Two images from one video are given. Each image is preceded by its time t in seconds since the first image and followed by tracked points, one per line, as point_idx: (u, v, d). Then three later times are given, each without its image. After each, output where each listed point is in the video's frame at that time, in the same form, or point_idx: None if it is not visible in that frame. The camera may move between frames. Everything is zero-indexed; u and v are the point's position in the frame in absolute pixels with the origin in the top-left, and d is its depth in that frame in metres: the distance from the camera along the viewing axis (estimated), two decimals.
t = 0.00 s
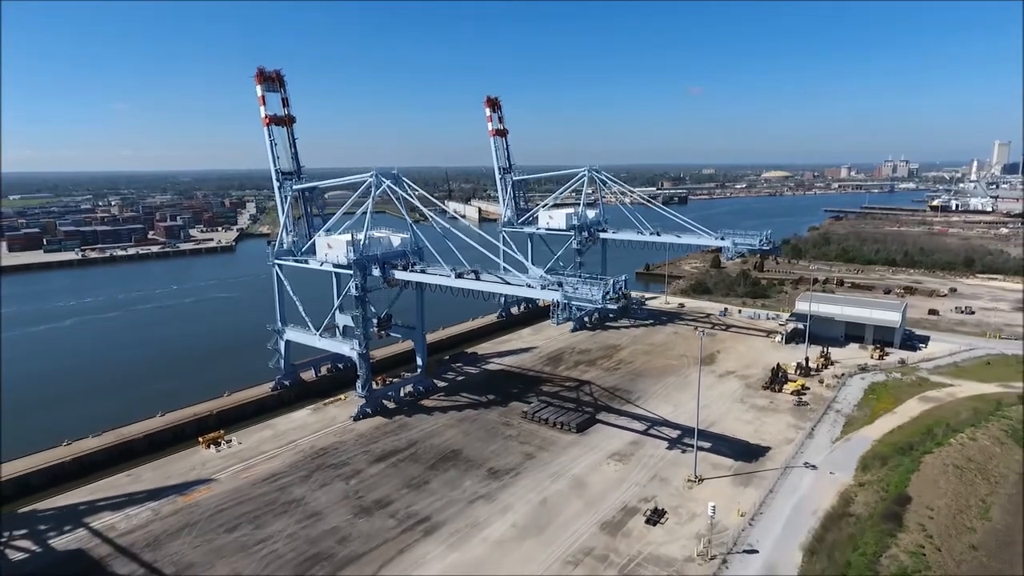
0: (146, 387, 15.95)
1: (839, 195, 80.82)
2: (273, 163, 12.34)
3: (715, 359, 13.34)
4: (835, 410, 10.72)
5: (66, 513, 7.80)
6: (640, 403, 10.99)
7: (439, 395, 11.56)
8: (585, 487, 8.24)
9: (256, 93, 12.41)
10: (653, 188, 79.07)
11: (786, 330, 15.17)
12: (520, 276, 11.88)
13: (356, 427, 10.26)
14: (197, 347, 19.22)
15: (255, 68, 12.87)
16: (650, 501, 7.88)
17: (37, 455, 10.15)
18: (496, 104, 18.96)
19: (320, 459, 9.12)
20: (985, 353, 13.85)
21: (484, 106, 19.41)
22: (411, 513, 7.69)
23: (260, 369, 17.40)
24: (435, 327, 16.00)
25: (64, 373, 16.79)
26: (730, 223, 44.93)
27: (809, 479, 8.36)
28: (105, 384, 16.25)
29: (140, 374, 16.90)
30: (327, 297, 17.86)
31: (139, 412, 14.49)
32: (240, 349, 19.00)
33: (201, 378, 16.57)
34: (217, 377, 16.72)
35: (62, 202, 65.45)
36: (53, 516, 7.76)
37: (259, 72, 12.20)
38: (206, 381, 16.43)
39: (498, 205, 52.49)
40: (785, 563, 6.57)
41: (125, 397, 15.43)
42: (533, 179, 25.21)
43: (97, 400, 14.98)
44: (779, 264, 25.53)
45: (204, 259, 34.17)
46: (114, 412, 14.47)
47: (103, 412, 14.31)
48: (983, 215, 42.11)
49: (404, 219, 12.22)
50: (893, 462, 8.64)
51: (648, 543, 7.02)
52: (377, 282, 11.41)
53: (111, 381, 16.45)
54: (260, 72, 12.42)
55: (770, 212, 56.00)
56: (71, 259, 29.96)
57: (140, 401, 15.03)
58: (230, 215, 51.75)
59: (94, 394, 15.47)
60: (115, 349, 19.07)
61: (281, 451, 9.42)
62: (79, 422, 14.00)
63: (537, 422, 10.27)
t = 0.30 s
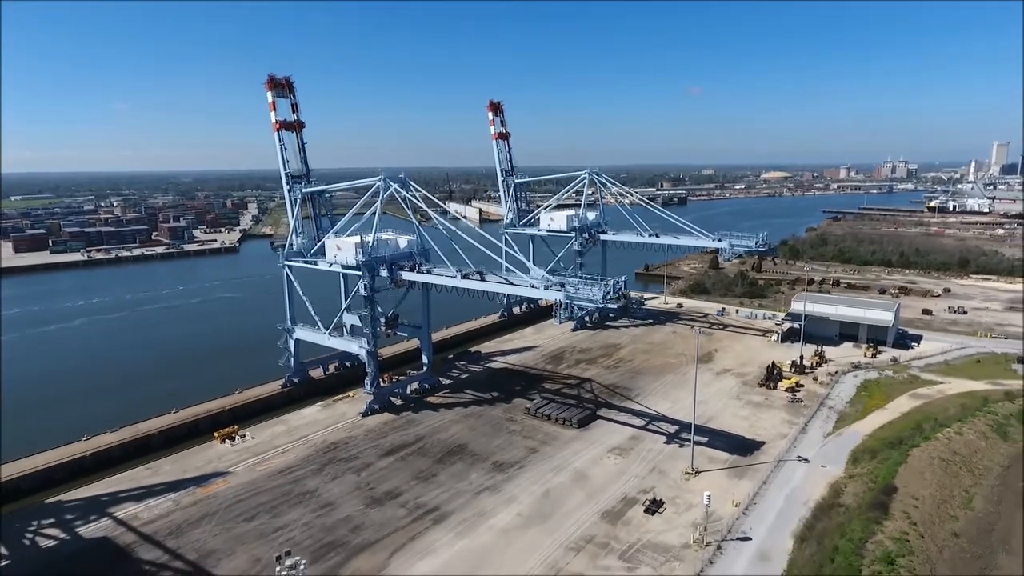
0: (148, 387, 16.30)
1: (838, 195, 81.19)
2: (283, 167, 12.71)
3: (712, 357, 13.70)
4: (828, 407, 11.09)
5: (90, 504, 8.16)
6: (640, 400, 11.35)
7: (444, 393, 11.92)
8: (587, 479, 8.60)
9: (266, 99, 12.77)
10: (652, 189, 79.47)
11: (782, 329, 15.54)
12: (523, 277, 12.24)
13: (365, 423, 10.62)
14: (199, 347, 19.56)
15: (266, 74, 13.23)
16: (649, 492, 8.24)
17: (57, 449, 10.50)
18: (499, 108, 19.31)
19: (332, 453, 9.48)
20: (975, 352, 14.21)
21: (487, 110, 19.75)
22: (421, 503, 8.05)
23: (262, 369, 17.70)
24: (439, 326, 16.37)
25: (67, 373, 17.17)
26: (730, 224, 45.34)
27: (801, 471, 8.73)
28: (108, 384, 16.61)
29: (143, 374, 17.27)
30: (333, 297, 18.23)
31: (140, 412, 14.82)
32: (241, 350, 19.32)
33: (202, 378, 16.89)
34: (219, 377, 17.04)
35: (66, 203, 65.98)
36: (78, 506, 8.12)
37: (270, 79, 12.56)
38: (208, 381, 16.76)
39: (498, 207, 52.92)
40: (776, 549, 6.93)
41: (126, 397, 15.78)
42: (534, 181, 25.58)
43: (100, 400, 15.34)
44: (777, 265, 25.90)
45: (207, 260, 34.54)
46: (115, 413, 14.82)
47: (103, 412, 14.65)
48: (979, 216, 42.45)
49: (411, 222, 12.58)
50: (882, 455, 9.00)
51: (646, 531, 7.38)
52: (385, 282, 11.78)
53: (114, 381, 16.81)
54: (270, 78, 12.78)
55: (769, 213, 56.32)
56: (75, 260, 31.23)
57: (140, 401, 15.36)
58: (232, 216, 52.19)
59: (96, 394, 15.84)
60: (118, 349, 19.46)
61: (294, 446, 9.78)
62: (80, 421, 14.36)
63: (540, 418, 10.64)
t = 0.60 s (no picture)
0: (152, 387, 16.63)
1: (838, 195, 81.48)
2: (293, 170, 13.05)
3: (710, 356, 14.06)
4: (822, 403, 11.45)
5: (112, 495, 8.51)
6: (639, 397, 11.71)
7: (449, 390, 12.28)
8: (589, 471, 8.96)
9: (276, 104, 13.12)
10: (653, 190, 79.73)
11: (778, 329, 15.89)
12: (526, 277, 12.58)
13: (373, 419, 10.98)
14: (203, 347, 19.88)
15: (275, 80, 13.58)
16: (648, 484, 8.60)
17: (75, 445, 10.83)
18: (501, 112, 19.65)
19: (342, 447, 9.83)
20: (967, 350, 14.57)
21: (489, 113, 20.09)
22: (429, 494, 8.40)
23: (265, 369, 18.00)
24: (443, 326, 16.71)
25: (71, 373, 17.52)
26: (730, 225, 45.72)
27: (794, 464, 9.08)
28: (112, 384, 16.96)
29: (147, 374, 17.61)
30: (339, 298, 18.54)
31: (143, 412, 15.15)
32: (244, 350, 19.63)
33: (206, 379, 17.21)
34: (221, 378, 17.35)
35: (68, 204, 65.90)
36: (101, 497, 8.47)
37: (280, 85, 12.91)
38: (211, 381, 17.07)
39: (500, 208, 53.17)
40: (769, 537, 7.28)
41: (130, 397, 16.12)
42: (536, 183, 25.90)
43: (104, 400, 15.69)
44: (775, 265, 26.23)
45: (210, 261, 34.79)
46: (118, 413, 15.16)
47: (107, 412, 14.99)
48: (977, 216, 42.83)
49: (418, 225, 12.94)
50: (872, 449, 9.36)
51: (645, 520, 7.73)
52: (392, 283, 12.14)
53: (118, 381, 17.16)
54: (280, 84, 13.13)
55: (769, 213, 56.54)
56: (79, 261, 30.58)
57: (143, 401, 15.68)
58: (235, 217, 52.50)
59: (100, 394, 16.18)
60: (121, 349, 19.79)
61: (305, 441, 10.13)
62: (83, 421, 14.70)
63: (543, 414, 10.99)
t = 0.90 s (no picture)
0: (154, 387, 16.91)
1: (837, 196, 81.92)
2: (301, 174, 13.41)
3: (708, 354, 14.41)
4: (816, 399, 11.81)
5: (133, 488, 8.86)
6: (639, 394, 12.07)
7: (454, 387, 12.63)
8: (590, 464, 9.32)
9: (284, 110, 13.48)
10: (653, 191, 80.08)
11: (775, 328, 16.26)
12: (529, 278, 12.93)
13: (381, 415, 11.34)
14: (205, 347, 20.15)
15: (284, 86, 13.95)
16: (647, 476, 8.96)
17: (92, 440, 11.18)
18: (503, 115, 20.01)
19: (352, 442, 10.18)
20: (959, 348, 14.93)
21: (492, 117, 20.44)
22: (437, 486, 8.76)
23: (266, 369, 18.25)
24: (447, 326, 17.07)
25: (73, 373, 17.81)
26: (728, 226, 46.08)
27: (788, 458, 9.42)
28: (115, 384, 17.24)
29: (150, 374, 17.90)
30: (344, 298, 18.90)
31: (145, 411, 15.42)
32: (246, 350, 19.88)
33: (207, 378, 17.48)
34: (223, 378, 17.60)
35: (71, 205, 66.12)
36: (122, 490, 8.82)
37: (289, 91, 13.27)
38: (212, 381, 17.33)
39: (501, 209, 53.56)
40: (763, 526, 7.64)
41: (131, 397, 16.38)
42: (537, 185, 26.29)
43: (107, 400, 15.97)
44: (773, 266, 26.61)
45: (213, 261, 35.12)
46: (120, 414, 15.43)
47: (109, 411, 15.26)
48: (974, 217, 43.22)
49: (423, 227, 13.29)
50: (863, 443, 9.71)
51: (644, 510, 8.09)
52: (399, 283, 12.48)
53: (121, 381, 17.44)
54: (289, 90, 13.50)
55: (768, 214, 56.88)
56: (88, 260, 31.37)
57: (144, 401, 15.95)
58: (237, 218, 52.77)
59: (101, 394, 16.45)
60: (122, 349, 20.09)
61: (316, 436, 10.48)
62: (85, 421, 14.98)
63: (545, 410, 11.35)
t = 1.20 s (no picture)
0: (158, 387, 17.17)
1: (835, 197, 82.41)
2: (310, 177, 13.77)
3: (706, 353, 14.76)
4: (811, 397, 12.16)
5: (151, 480, 9.22)
6: (638, 391, 12.42)
7: (459, 385, 12.98)
8: (592, 458, 9.67)
9: (293, 114, 13.83)
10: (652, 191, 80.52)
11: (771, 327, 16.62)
12: (532, 279, 13.28)
13: (389, 412, 11.69)
14: (208, 348, 20.42)
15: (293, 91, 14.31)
16: (646, 469, 9.31)
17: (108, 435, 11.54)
18: (506, 119, 20.37)
19: (361, 437, 10.53)
20: (951, 348, 15.28)
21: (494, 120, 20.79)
22: (444, 479, 9.11)
23: (268, 369, 18.50)
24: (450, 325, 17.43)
25: (76, 373, 18.15)
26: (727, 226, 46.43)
27: (782, 452, 9.78)
28: (119, 384, 17.51)
29: (154, 374, 18.15)
30: (349, 298, 19.27)
31: (148, 411, 15.66)
32: (248, 351, 20.13)
33: (210, 378, 17.72)
34: (225, 378, 17.83)
35: (73, 206, 66.54)
36: (141, 482, 9.18)
37: (297, 97, 13.64)
38: (215, 381, 17.59)
39: (501, 209, 54.01)
40: (756, 516, 7.99)
41: (132, 396, 16.67)
42: (538, 187, 26.67)
43: (110, 399, 16.23)
44: (771, 266, 26.98)
45: (217, 262, 35.51)
46: (123, 414, 15.68)
47: (112, 410, 15.51)
48: (970, 218, 43.64)
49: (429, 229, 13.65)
50: (855, 438, 10.06)
51: (643, 501, 8.44)
52: (406, 284, 12.84)
53: (124, 381, 17.70)
54: (298, 95, 13.86)
55: (766, 215, 57.30)
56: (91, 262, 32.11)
57: (145, 401, 16.23)
58: (239, 219, 53.21)
59: (103, 394, 16.76)
60: (125, 349, 20.42)
61: (326, 432, 10.83)
62: (88, 421, 15.24)
63: (548, 407, 11.70)
